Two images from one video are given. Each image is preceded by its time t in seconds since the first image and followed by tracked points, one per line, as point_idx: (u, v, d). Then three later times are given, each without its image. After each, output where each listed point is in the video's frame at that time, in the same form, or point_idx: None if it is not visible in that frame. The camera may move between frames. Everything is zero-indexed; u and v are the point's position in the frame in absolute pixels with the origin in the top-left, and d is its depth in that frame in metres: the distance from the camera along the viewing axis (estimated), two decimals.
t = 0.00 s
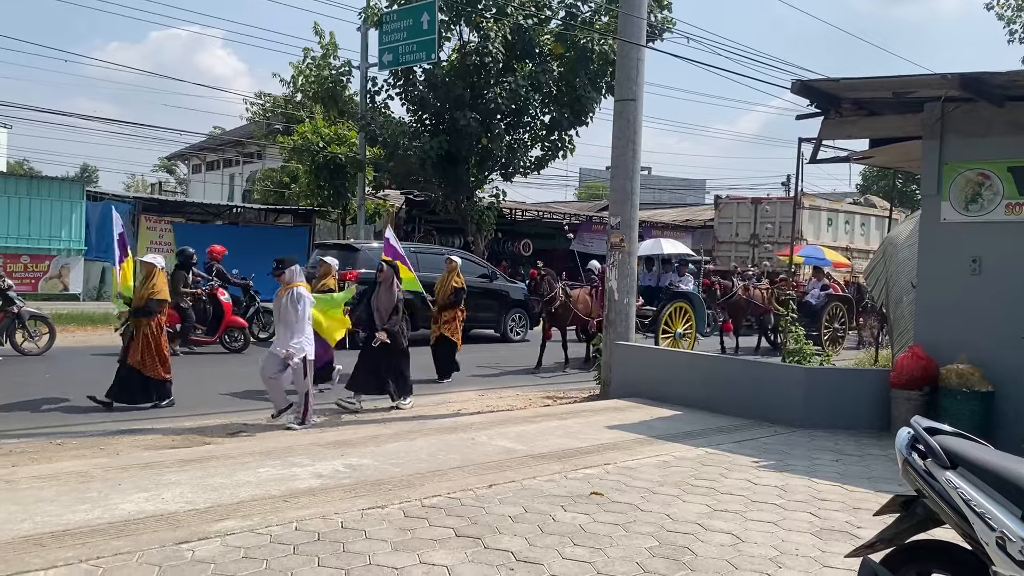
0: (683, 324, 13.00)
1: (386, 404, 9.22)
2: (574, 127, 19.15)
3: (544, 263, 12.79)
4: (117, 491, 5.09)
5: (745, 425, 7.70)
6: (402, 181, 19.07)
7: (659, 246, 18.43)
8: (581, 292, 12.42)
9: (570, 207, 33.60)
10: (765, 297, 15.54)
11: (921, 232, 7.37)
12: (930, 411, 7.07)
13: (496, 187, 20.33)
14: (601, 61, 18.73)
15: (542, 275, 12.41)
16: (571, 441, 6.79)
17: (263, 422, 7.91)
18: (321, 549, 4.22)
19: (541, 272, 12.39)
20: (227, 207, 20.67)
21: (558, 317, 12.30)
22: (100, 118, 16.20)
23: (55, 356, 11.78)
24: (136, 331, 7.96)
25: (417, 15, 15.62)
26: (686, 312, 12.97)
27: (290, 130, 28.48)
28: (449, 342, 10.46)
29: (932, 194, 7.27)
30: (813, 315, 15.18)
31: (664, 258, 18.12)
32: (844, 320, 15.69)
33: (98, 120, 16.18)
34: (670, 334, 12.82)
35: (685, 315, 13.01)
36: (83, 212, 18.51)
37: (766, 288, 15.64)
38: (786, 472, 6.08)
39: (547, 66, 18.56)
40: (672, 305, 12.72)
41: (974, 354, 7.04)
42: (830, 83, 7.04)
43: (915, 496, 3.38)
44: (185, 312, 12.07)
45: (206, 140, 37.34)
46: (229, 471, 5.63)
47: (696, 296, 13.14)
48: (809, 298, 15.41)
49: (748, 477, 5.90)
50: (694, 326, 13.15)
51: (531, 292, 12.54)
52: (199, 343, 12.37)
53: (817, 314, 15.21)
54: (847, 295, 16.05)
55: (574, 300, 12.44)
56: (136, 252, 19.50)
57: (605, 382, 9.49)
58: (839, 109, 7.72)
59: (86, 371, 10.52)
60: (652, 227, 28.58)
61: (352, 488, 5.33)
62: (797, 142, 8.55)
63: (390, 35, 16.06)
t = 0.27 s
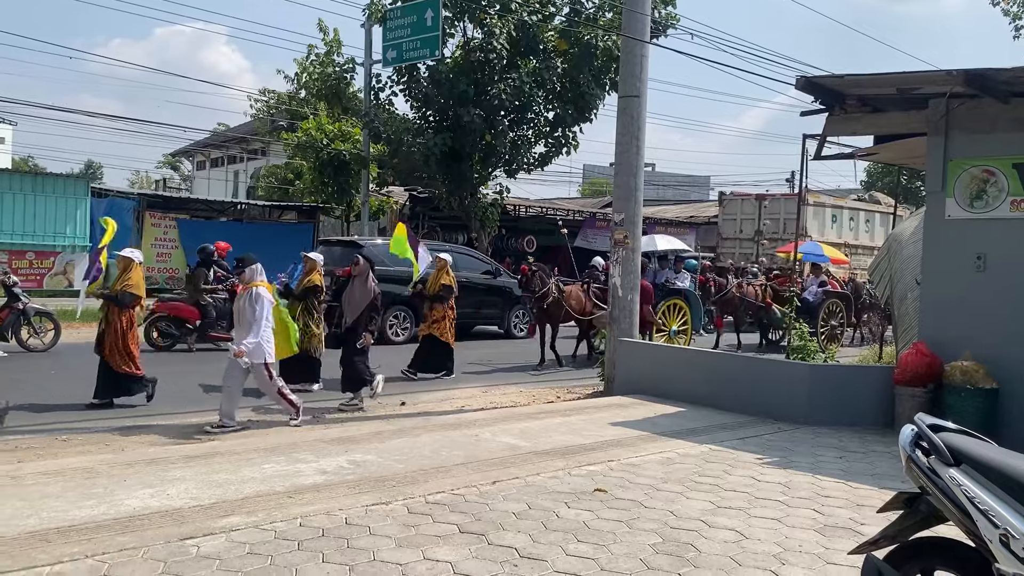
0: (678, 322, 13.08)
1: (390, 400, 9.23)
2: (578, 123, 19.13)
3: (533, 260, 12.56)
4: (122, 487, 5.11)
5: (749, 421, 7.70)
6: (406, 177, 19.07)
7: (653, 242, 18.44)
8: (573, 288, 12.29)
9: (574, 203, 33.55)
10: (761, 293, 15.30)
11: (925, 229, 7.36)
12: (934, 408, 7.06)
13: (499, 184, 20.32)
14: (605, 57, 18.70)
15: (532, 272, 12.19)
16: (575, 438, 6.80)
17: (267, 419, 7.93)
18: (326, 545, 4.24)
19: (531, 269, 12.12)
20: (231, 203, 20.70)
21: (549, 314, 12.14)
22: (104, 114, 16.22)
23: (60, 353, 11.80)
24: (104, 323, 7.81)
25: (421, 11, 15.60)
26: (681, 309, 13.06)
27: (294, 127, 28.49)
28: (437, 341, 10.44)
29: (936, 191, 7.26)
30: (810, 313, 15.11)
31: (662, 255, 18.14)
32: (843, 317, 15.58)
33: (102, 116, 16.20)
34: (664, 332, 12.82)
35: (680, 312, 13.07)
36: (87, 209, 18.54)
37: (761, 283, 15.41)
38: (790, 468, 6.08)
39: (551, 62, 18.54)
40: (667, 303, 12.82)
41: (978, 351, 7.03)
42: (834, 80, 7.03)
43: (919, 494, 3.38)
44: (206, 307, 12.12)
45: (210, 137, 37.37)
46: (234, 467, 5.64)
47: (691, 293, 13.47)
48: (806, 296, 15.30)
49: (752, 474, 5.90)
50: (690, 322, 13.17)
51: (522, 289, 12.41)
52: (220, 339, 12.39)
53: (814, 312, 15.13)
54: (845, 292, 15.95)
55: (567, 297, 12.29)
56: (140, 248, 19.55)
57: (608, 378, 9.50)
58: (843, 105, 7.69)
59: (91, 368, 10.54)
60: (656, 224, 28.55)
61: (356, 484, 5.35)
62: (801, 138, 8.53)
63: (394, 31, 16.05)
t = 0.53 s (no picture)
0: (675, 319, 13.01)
1: (394, 397, 9.24)
2: (582, 120, 19.11)
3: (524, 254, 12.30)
4: (126, 482, 5.11)
5: (752, 418, 7.69)
6: (409, 174, 19.06)
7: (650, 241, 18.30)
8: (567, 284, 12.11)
9: (578, 200, 33.52)
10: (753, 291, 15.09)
11: (930, 226, 7.34)
12: (939, 405, 7.05)
13: (503, 180, 20.30)
14: (609, 53, 18.68)
15: (524, 268, 11.91)
16: (578, 434, 6.79)
17: (271, 414, 7.94)
18: (329, 540, 4.24)
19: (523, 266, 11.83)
20: (235, 200, 20.72)
21: (542, 310, 11.93)
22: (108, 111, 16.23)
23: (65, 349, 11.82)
24: (79, 320, 7.82)
25: (425, 8, 15.58)
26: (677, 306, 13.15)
27: (298, 123, 28.50)
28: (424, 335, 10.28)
29: (941, 188, 7.24)
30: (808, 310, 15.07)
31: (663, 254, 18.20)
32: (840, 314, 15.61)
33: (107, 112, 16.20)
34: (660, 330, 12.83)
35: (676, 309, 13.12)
36: (91, 205, 18.57)
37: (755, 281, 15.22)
38: (794, 465, 6.07)
39: (555, 58, 18.51)
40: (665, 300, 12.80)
41: (983, 348, 7.01)
42: (839, 76, 7.00)
43: (923, 491, 3.37)
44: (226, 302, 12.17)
45: (214, 133, 37.41)
46: (238, 462, 5.65)
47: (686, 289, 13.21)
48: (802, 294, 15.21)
49: (756, 471, 5.89)
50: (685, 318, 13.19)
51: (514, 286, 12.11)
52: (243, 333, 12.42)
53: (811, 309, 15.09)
54: (841, 289, 15.97)
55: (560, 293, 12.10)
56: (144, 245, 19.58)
57: (611, 375, 9.49)
58: (847, 102, 7.66)
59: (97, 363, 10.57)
60: (660, 221, 28.54)
61: (359, 480, 5.35)
62: (806, 135, 8.50)
63: (398, 27, 16.03)
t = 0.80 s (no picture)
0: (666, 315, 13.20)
1: (395, 394, 9.25)
2: (584, 117, 19.10)
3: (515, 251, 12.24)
4: (128, 478, 5.12)
5: (754, 416, 7.69)
6: (411, 171, 19.06)
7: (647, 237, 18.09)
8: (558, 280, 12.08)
9: (579, 197, 33.50)
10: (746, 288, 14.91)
11: (933, 223, 7.33)
12: (941, 402, 7.04)
13: (504, 177, 20.29)
14: (611, 50, 18.67)
15: (514, 267, 11.83)
16: (579, 431, 6.80)
17: (273, 411, 7.95)
18: (331, 536, 4.24)
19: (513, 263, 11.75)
20: (236, 197, 20.72)
21: (533, 308, 11.86)
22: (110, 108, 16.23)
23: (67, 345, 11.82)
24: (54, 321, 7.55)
25: (427, 5, 15.57)
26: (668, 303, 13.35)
27: (300, 120, 28.51)
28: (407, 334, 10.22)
29: (944, 185, 7.23)
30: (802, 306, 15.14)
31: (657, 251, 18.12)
32: (834, 312, 15.71)
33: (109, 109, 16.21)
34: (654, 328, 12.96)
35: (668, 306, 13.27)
36: (93, 202, 18.58)
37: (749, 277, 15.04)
38: (796, 463, 6.08)
39: (556, 56, 18.51)
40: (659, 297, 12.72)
41: (984, 346, 7.01)
42: (842, 74, 6.99)
43: (925, 488, 3.37)
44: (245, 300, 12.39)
45: (216, 130, 37.42)
46: (240, 459, 5.66)
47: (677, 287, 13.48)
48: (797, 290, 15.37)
49: (758, 468, 5.89)
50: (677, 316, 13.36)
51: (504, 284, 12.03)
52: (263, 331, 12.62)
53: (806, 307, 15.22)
54: (836, 287, 15.98)
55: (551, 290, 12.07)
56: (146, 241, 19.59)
57: (613, 372, 9.49)
58: (850, 99, 7.64)
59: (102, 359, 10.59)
60: (662, 219, 28.54)
61: (361, 476, 5.36)
62: (808, 132, 8.49)
63: (400, 24, 16.02)
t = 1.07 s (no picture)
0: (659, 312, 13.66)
1: (396, 391, 9.26)
2: (585, 114, 19.08)
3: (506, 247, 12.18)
4: (128, 474, 5.13)
5: (754, 413, 7.69)
6: (412, 168, 19.06)
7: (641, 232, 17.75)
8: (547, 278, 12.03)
9: (580, 195, 33.48)
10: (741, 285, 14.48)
11: (934, 221, 7.32)
12: (941, 400, 7.04)
13: (505, 174, 20.27)
14: (611, 47, 18.65)
15: (504, 261, 11.79)
16: (580, 428, 6.80)
17: (273, 408, 7.96)
18: (332, 533, 4.25)
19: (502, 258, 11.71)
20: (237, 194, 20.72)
21: (521, 305, 11.80)
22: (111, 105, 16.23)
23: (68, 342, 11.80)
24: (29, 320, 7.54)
25: (427, 1, 15.55)
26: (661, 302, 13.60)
27: (301, 117, 28.49)
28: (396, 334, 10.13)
29: (945, 183, 7.22)
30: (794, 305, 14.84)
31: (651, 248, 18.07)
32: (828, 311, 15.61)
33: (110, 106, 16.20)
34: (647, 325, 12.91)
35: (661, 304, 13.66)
36: (94, 198, 18.57)
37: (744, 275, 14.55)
38: (796, 460, 6.08)
39: (557, 52, 18.49)
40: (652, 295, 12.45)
41: (985, 343, 7.00)
42: (843, 70, 6.98)
43: (925, 485, 3.37)
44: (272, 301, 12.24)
45: (217, 127, 37.40)
46: (240, 455, 5.66)
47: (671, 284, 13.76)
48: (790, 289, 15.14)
49: (758, 465, 5.89)
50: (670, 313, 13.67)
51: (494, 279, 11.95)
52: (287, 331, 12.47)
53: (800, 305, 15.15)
54: (832, 285, 15.98)
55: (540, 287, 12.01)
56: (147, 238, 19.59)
57: (614, 370, 9.50)
58: (851, 97, 7.63)
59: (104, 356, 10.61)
60: (662, 216, 28.52)
61: (362, 473, 5.36)
62: (809, 129, 8.48)
63: (401, 21, 16.01)
